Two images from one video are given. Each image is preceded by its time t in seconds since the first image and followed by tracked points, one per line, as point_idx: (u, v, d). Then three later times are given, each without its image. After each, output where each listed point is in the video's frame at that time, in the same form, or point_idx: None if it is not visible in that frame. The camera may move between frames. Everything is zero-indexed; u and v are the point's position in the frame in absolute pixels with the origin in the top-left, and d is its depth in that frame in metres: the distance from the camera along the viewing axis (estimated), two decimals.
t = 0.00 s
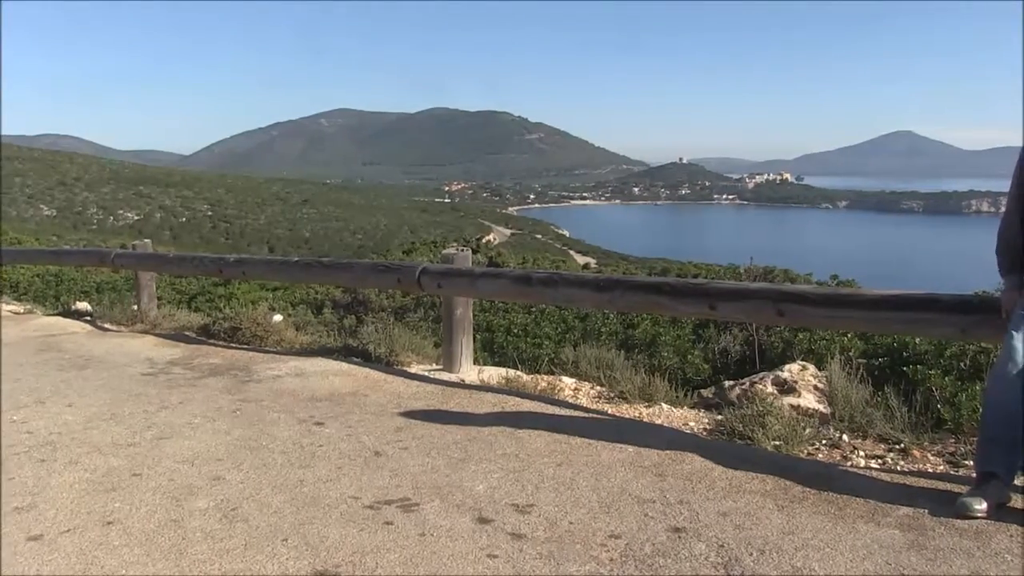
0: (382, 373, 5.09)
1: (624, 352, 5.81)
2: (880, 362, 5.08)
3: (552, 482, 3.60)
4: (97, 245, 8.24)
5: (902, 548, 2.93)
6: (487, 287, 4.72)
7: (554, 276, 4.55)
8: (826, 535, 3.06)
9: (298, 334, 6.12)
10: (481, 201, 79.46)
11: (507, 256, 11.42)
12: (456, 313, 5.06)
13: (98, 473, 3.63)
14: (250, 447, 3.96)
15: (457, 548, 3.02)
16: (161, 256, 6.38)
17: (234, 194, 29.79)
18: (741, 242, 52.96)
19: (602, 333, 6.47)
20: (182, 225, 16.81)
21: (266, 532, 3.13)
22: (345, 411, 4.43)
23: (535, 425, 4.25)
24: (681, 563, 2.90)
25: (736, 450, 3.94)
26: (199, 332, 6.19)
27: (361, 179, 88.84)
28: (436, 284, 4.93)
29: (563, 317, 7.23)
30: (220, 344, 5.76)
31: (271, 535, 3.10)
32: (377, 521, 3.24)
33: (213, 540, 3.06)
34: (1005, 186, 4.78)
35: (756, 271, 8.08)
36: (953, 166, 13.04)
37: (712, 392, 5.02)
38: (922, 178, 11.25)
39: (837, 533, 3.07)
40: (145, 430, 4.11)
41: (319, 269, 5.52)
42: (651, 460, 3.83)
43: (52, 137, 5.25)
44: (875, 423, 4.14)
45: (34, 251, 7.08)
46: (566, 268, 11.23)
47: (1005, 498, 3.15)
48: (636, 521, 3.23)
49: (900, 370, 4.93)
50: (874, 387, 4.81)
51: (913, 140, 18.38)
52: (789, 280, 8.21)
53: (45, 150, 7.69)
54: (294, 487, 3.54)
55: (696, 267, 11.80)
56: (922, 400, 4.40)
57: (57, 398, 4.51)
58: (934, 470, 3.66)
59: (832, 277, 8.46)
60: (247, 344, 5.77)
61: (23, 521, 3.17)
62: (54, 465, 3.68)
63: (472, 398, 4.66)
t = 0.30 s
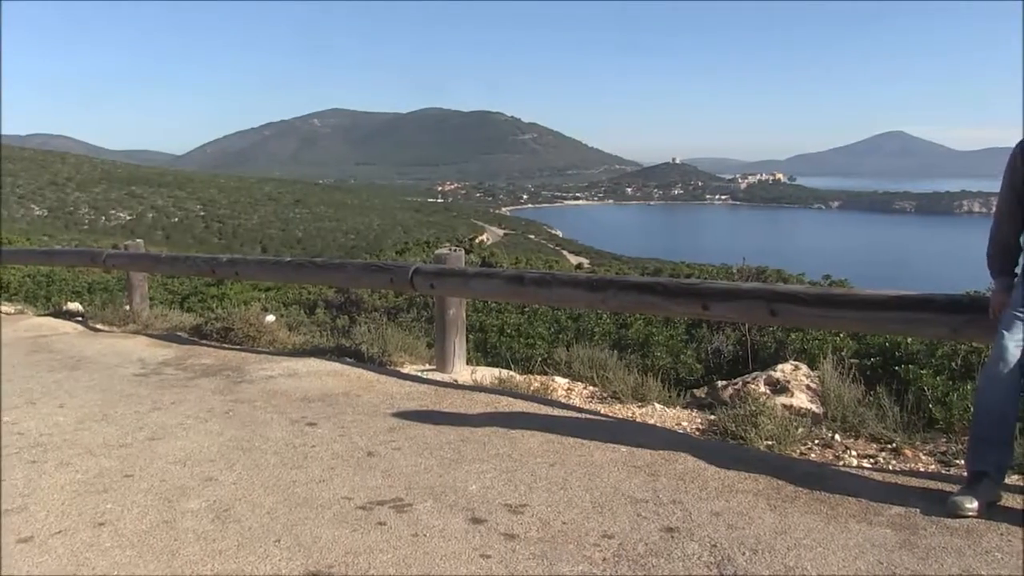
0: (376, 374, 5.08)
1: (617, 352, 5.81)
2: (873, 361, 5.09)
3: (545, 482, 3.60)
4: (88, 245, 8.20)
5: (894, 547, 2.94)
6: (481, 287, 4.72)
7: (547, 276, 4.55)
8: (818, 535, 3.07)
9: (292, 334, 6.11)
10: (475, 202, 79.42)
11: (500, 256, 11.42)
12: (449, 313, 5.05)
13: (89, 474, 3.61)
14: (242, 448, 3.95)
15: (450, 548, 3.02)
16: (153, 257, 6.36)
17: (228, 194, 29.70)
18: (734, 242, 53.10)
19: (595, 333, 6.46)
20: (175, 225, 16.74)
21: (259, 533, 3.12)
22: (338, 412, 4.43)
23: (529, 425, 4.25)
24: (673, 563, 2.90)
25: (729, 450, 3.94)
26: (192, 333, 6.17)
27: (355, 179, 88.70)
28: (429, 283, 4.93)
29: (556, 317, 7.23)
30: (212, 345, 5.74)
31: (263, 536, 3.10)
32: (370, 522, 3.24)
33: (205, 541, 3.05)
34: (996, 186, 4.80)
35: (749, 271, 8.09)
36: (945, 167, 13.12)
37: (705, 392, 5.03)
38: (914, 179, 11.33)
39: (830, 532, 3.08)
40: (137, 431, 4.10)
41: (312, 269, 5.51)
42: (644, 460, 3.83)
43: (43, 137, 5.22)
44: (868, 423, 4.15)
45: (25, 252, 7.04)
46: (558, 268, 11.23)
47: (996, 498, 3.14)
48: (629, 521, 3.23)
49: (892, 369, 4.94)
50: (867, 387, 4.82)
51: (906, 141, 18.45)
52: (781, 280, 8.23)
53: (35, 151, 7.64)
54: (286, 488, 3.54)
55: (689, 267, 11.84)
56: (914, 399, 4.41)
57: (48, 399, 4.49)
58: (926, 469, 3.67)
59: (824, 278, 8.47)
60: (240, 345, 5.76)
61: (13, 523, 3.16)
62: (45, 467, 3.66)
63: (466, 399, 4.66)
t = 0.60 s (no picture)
0: (364, 374, 5.07)
1: (606, 352, 5.81)
2: (860, 361, 5.11)
3: (532, 482, 3.61)
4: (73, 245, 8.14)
5: (881, 545, 2.96)
6: (469, 287, 4.71)
7: (535, 276, 4.54)
8: (805, 533, 3.08)
9: (279, 335, 6.09)
10: (466, 202, 79.34)
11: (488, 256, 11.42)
12: (437, 314, 5.04)
13: (75, 476, 3.59)
14: (229, 449, 3.93)
15: (438, 548, 3.02)
16: (140, 257, 6.32)
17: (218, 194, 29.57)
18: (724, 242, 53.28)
19: (583, 332, 6.47)
20: (162, 226, 16.65)
21: (246, 535, 3.11)
22: (325, 413, 4.41)
23: (517, 425, 4.25)
24: (661, 562, 2.91)
25: (717, 449, 3.95)
26: (179, 333, 6.14)
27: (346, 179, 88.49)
28: (417, 284, 4.92)
29: (544, 317, 7.23)
30: (199, 346, 5.71)
31: (250, 538, 3.09)
32: (358, 522, 3.23)
33: (192, 542, 3.04)
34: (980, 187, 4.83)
35: (736, 271, 8.10)
36: (930, 169, 13.22)
37: (693, 392, 5.03)
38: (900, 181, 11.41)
39: (817, 531, 3.09)
40: (123, 433, 4.08)
41: (300, 270, 5.49)
42: (632, 460, 3.84)
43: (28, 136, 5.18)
44: (854, 422, 4.17)
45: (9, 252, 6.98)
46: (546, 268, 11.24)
47: (981, 495, 3.20)
48: (617, 521, 3.24)
49: (879, 369, 4.96)
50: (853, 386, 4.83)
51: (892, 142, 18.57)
52: (769, 280, 8.26)
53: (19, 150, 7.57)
54: (273, 489, 3.52)
55: (678, 268, 11.88)
56: (900, 398, 4.43)
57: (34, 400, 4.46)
58: (912, 468, 3.69)
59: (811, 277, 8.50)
60: (227, 346, 5.74)
61: None
62: (29, 469, 3.63)
63: (454, 399, 4.65)
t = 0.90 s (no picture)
0: (353, 375, 5.06)
1: (594, 352, 5.82)
2: (848, 360, 5.13)
3: (521, 482, 3.61)
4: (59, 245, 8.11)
5: (869, 544, 2.97)
6: (458, 287, 4.71)
7: (523, 277, 4.54)
8: (794, 533, 3.08)
9: (268, 335, 6.07)
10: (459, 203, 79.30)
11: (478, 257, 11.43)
12: (426, 314, 5.04)
13: (62, 478, 3.57)
14: (218, 449, 3.92)
15: (427, 549, 3.01)
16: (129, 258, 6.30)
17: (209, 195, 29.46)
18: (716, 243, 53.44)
19: (572, 333, 6.47)
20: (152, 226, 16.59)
21: (234, 535, 3.10)
22: (314, 413, 4.40)
23: (507, 425, 4.25)
24: (651, 562, 2.91)
25: (705, 449, 3.96)
26: (168, 334, 6.12)
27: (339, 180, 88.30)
28: (405, 284, 4.92)
29: (533, 317, 7.22)
30: (188, 346, 5.69)
31: (239, 539, 3.08)
32: (347, 523, 3.23)
33: (180, 543, 3.03)
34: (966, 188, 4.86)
35: (726, 271, 8.12)
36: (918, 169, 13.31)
37: (682, 392, 5.04)
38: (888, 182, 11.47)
39: (805, 530, 3.10)
40: (111, 434, 4.06)
41: (289, 270, 5.48)
42: (621, 460, 3.84)
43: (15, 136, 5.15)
44: (842, 421, 4.18)
45: None
46: (535, 268, 11.24)
47: (967, 493, 3.22)
48: (607, 521, 3.24)
49: (867, 368, 4.98)
50: (841, 386, 4.85)
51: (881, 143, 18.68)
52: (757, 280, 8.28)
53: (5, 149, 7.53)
54: (262, 490, 3.51)
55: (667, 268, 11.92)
56: (888, 398, 4.45)
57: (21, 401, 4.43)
58: (900, 467, 3.71)
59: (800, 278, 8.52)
60: (216, 346, 5.72)
61: None
62: (15, 470, 3.61)
63: (444, 399, 4.65)
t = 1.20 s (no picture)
0: (340, 375, 5.05)
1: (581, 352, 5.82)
2: (834, 360, 5.15)
3: (508, 482, 3.60)
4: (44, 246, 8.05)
5: (855, 542, 2.98)
6: (445, 287, 4.70)
7: (510, 277, 4.54)
8: (780, 532, 3.10)
9: (254, 336, 6.05)
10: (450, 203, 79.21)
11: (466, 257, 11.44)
12: (413, 314, 5.03)
13: (46, 480, 3.55)
14: (204, 451, 3.90)
15: (414, 550, 3.01)
16: (115, 258, 6.26)
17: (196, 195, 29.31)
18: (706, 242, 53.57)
19: (559, 332, 6.46)
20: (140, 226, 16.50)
21: (221, 537, 3.09)
22: (301, 414, 4.39)
23: (494, 425, 4.25)
24: (638, 561, 2.91)
25: (692, 448, 3.97)
26: (153, 334, 6.09)
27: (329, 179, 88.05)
28: (392, 284, 4.91)
29: (520, 317, 7.22)
30: (174, 347, 5.67)
31: (225, 540, 3.06)
32: (334, 524, 3.22)
33: (166, 545, 3.02)
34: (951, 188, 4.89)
35: (713, 271, 8.15)
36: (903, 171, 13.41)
37: (669, 392, 5.05)
38: (873, 183, 11.56)
39: (791, 529, 3.11)
40: (95, 436, 4.04)
41: (276, 270, 5.46)
42: (608, 459, 3.84)
43: None
44: (828, 421, 4.19)
45: None
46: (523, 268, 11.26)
47: (951, 491, 3.24)
48: (594, 521, 3.24)
49: (853, 367, 5.00)
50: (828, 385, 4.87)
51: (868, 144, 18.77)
52: (744, 280, 8.31)
53: None
54: (248, 491, 3.50)
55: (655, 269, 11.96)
56: (874, 397, 4.47)
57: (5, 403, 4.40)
58: (885, 466, 3.73)
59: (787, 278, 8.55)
60: (202, 347, 5.70)
61: None
62: None
63: (431, 400, 4.64)
